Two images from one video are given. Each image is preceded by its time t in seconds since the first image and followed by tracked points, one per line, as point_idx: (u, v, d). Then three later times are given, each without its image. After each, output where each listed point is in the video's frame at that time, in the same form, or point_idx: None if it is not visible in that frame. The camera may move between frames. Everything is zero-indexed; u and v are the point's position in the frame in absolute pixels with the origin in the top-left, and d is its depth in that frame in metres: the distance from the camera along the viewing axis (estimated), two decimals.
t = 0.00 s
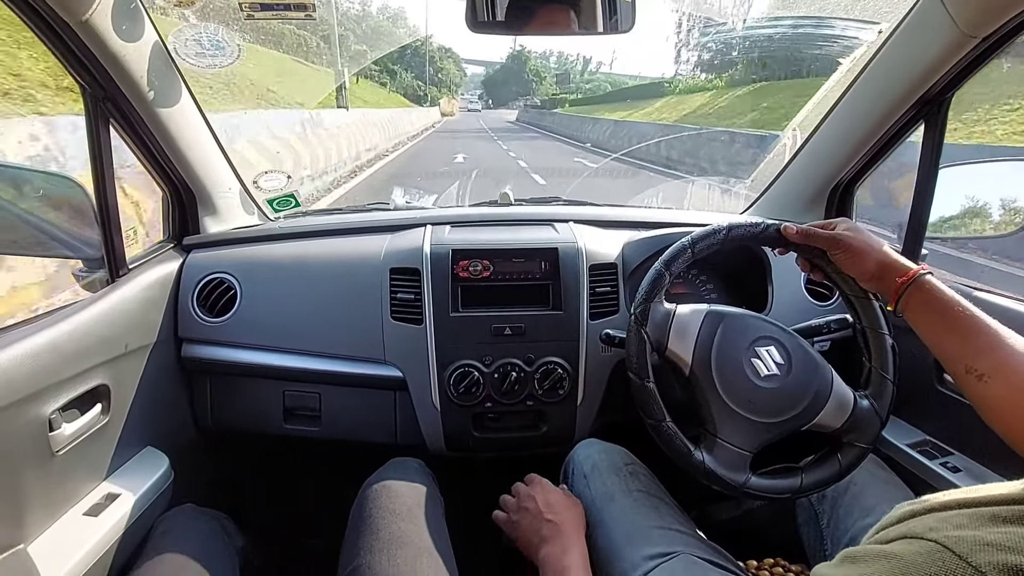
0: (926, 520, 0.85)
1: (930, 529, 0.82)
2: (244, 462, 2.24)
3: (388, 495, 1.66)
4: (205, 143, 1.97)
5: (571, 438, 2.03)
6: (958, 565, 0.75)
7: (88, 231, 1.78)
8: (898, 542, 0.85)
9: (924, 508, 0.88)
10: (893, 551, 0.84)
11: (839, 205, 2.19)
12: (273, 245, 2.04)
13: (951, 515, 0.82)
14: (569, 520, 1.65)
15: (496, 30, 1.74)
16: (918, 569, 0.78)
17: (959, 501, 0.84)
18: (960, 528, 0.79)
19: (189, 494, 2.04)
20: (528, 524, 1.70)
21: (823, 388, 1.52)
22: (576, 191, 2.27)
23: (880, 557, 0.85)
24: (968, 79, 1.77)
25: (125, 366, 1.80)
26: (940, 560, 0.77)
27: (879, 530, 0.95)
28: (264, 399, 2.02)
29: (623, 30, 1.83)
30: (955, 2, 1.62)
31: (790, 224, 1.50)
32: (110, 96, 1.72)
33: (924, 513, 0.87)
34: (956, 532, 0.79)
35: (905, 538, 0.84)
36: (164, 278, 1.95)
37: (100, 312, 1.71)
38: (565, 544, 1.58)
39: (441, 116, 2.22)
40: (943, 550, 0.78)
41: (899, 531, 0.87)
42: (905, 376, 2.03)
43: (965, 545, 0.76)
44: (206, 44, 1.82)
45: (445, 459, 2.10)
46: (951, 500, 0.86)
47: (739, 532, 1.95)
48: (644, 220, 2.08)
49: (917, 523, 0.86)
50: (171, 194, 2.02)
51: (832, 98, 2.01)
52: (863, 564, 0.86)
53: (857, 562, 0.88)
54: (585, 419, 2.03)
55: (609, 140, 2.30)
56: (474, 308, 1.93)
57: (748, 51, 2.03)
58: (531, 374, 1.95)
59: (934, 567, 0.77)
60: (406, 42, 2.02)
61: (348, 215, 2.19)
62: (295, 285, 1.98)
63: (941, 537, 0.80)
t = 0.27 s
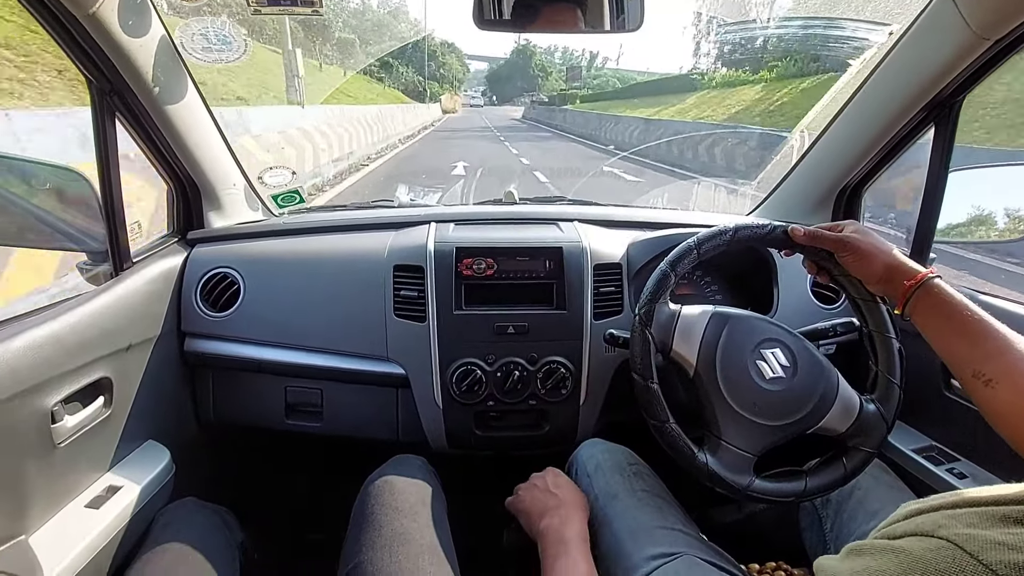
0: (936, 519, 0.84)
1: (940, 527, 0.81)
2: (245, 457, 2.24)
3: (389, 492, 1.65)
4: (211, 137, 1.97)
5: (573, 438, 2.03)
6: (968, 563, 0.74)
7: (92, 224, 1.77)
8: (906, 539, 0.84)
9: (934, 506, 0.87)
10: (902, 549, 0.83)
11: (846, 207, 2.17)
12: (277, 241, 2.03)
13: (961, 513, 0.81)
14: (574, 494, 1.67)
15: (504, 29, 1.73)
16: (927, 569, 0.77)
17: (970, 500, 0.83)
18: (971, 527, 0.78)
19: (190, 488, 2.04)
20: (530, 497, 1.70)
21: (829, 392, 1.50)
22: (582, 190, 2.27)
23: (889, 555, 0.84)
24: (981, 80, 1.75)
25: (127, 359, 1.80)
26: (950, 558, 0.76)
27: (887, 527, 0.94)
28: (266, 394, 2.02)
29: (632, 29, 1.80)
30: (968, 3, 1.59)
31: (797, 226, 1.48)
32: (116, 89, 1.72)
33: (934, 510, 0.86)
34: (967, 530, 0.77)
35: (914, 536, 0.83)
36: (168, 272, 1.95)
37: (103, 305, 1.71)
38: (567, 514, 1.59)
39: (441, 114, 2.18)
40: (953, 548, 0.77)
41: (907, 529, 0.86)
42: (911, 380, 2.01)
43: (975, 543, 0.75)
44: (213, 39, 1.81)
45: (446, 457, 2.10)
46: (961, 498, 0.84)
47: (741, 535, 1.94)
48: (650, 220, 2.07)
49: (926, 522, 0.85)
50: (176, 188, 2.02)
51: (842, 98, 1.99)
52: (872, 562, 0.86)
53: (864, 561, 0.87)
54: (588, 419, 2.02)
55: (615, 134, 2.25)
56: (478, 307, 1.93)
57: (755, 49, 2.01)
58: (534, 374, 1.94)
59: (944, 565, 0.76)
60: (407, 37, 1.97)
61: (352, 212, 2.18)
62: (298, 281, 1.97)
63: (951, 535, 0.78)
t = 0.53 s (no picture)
0: (942, 516, 0.84)
1: (946, 525, 0.81)
2: (246, 458, 2.25)
3: (390, 493, 1.66)
4: (209, 139, 1.97)
5: (573, 438, 2.03)
6: (978, 563, 0.74)
7: (92, 228, 1.78)
8: (913, 538, 0.84)
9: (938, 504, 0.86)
10: (908, 547, 0.84)
11: (843, 206, 2.17)
12: (276, 243, 2.04)
13: (967, 511, 0.81)
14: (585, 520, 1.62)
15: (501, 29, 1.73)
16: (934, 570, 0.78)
17: (976, 497, 0.83)
18: (977, 525, 0.78)
19: (192, 489, 2.05)
20: (540, 521, 1.66)
21: (826, 392, 1.51)
22: (580, 190, 2.28)
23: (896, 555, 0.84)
24: (978, 79, 1.75)
25: (129, 361, 1.81)
26: (959, 559, 0.76)
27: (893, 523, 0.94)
28: (266, 396, 2.02)
29: (630, 31, 1.79)
30: None
31: (794, 226, 1.48)
32: (114, 93, 1.73)
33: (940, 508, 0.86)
34: (973, 529, 0.78)
35: (920, 534, 0.84)
36: (167, 275, 1.96)
37: (104, 308, 1.72)
38: (580, 540, 1.55)
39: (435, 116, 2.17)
40: (961, 549, 0.77)
41: (914, 527, 0.86)
42: (909, 379, 2.01)
43: (984, 542, 0.75)
44: (210, 42, 1.81)
45: (446, 458, 2.11)
46: (964, 496, 0.84)
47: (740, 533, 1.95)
48: (648, 220, 2.07)
49: (932, 520, 0.85)
50: (175, 191, 2.03)
51: (839, 97, 1.98)
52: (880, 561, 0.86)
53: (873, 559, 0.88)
54: (587, 419, 2.02)
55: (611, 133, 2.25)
56: (477, 308, 1.93)
57: (752, 49, 2.01)
58: (533, 374, 1.94)
59: (954, 565, 0.76)
60: (401, 37, 1.96)
61: (351, 213, 2.19)
62: (297, 283, 1.98)
63: (959, 535, 0.78)
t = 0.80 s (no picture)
0: (988, 533, 0.72)
1: (994, 540, 0.70)
2: (248, 459, 2.24)
3: (392, 494, 1.65)
4: (212, 138, 1.97)
5: (577, 439, 2.02)
6: None
7: (95, 226, 1.77)
8: (953, 555, 0.72)
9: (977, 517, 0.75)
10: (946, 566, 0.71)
11: (849, 205, 2.15)
12: (279, 243, 2.03)
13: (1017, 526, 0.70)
14: (599, 562, 1.48)
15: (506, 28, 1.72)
16: None
17: None
18: None
19: (193, 490, 2.04)
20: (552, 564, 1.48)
21: (837, 388, 1.50)
22: (583, 190, 2.26)
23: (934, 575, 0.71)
24: (987, 77, 1.74)
25: (130, 361, 1.80)
26: (1014, 572, 0.65)
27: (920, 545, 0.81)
28: (268, 396, 2.01)
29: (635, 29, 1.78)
30: None
31: (787, 221, 1.48)
32: (117, 91, 1.72)
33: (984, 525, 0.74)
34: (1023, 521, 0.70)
35: (962, 551, 0.71)
36: (170, 274, 1.95)
37: (106, 307, 1.71)
38: None
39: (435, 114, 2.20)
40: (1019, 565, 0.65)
41: (953, 545, 0.74)
42: (916, 380, 2.00)
43: None
44: (214, 41, 1.80)
45: (449, 459, 2.09)
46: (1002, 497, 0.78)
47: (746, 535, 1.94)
48: (653, 220, 2.06)
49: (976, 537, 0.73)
50: (178, 190, 2.02)
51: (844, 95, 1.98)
52: None
53: None
54: (592, 421, 2.01)
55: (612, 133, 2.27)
56: (481, 308, 1.92)
57: (758, 48, 2.01)
58: (537, 375, 1.93)
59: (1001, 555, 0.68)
60: (399, 35, 1.95)
61: (353, 213, 2.18)
62: (300, 283, 1.97)
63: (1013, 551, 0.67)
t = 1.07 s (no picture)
0: (988, 546, 0.71)
1: (995, 553, 0.68)
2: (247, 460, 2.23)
3: (392, 495, 1.64)
4: (212, 138, 1.96)
5: (576, 441, 2.01)
6: None
7: (94, 226, 1.77)
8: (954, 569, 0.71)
9: (977, 532, 0.74)
10: None
11: (850, 206, 2.14)
12: (278, 243, 2.03)
13: (1018, 538, 0.69)
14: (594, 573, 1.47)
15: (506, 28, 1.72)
16: None
17: None
18: None
19: (192, 491, 2.03)
20: None
21: (839, 388, 1.49)
22: (584, 193, 2.26)
23: None
24: (989, 77, 1.73)
25: (129, 361, 1.79)
26: None
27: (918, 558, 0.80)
28: (267, 396, 2.01)
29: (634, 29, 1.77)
30: None
31: (785, 222, 1.48)
32: (117, 91, 1.72)
33: (983, 537, 0.73)
34: None
35: (963, 564, 0.70)
36: (170, 274, 1.95)
37: (106, 307, 1.71)
38: None
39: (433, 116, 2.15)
40: None
41: (954, 558, 0.73)
42: (918, 382, 1.99)
43: None
44: (214, 40, 1.80)
45: (448, 460, 2.08)
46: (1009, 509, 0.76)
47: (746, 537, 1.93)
48: (653, 221, 2.05)
49: (975, 550, 0.72)
50: (177, 190, 2.02)
51: (848, 94, 1.96)
52: None
53: None
54: (592, 422, 2.00)
55: (615, 134, 2.28)
56: (481, 308, 1.92)
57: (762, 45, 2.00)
58: (537, 376, 1.92)
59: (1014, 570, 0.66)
60: (395, 34, 1.93)
61: (353, 213, 2.18)
62: (299, 283, 1.97)
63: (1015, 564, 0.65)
